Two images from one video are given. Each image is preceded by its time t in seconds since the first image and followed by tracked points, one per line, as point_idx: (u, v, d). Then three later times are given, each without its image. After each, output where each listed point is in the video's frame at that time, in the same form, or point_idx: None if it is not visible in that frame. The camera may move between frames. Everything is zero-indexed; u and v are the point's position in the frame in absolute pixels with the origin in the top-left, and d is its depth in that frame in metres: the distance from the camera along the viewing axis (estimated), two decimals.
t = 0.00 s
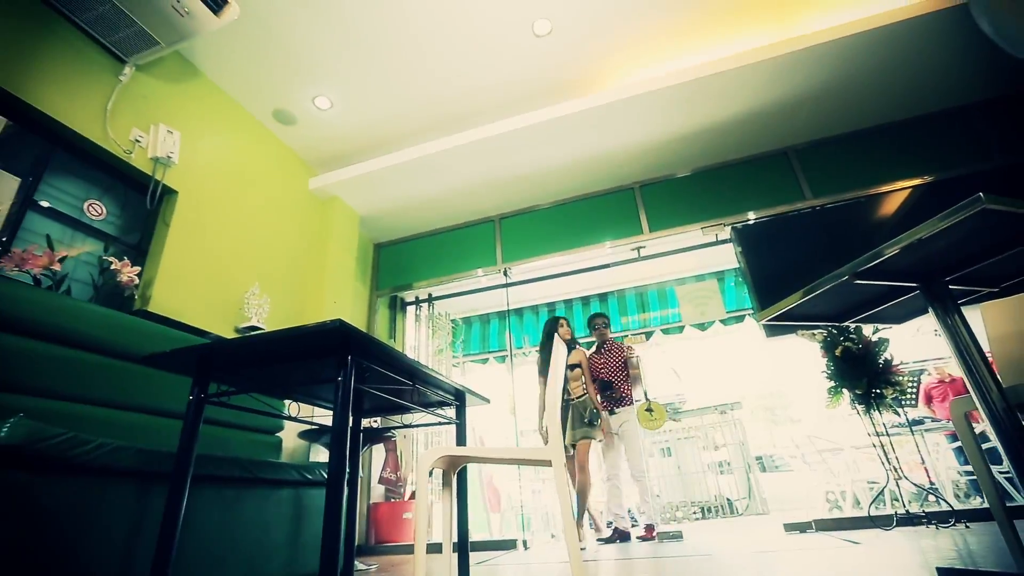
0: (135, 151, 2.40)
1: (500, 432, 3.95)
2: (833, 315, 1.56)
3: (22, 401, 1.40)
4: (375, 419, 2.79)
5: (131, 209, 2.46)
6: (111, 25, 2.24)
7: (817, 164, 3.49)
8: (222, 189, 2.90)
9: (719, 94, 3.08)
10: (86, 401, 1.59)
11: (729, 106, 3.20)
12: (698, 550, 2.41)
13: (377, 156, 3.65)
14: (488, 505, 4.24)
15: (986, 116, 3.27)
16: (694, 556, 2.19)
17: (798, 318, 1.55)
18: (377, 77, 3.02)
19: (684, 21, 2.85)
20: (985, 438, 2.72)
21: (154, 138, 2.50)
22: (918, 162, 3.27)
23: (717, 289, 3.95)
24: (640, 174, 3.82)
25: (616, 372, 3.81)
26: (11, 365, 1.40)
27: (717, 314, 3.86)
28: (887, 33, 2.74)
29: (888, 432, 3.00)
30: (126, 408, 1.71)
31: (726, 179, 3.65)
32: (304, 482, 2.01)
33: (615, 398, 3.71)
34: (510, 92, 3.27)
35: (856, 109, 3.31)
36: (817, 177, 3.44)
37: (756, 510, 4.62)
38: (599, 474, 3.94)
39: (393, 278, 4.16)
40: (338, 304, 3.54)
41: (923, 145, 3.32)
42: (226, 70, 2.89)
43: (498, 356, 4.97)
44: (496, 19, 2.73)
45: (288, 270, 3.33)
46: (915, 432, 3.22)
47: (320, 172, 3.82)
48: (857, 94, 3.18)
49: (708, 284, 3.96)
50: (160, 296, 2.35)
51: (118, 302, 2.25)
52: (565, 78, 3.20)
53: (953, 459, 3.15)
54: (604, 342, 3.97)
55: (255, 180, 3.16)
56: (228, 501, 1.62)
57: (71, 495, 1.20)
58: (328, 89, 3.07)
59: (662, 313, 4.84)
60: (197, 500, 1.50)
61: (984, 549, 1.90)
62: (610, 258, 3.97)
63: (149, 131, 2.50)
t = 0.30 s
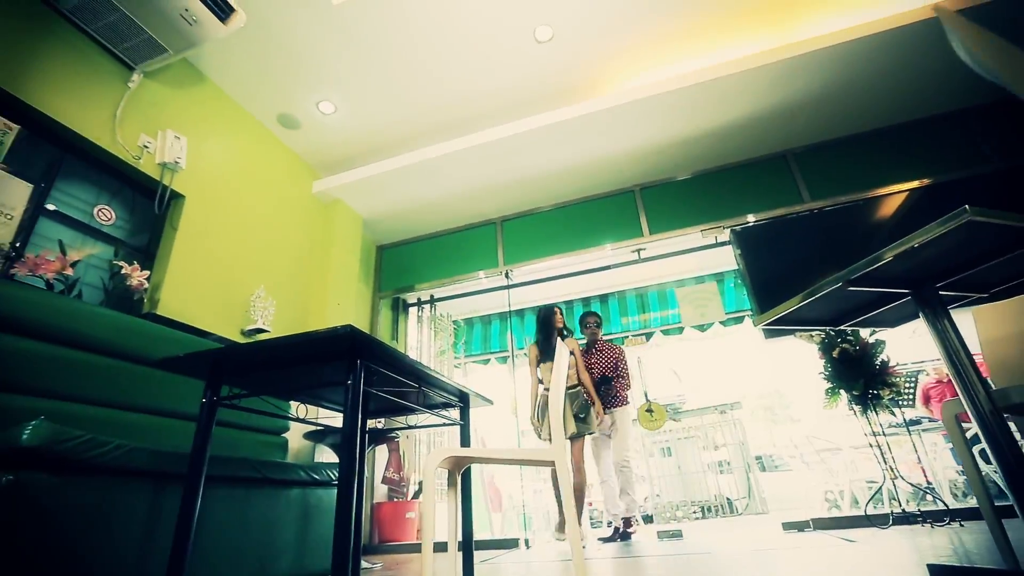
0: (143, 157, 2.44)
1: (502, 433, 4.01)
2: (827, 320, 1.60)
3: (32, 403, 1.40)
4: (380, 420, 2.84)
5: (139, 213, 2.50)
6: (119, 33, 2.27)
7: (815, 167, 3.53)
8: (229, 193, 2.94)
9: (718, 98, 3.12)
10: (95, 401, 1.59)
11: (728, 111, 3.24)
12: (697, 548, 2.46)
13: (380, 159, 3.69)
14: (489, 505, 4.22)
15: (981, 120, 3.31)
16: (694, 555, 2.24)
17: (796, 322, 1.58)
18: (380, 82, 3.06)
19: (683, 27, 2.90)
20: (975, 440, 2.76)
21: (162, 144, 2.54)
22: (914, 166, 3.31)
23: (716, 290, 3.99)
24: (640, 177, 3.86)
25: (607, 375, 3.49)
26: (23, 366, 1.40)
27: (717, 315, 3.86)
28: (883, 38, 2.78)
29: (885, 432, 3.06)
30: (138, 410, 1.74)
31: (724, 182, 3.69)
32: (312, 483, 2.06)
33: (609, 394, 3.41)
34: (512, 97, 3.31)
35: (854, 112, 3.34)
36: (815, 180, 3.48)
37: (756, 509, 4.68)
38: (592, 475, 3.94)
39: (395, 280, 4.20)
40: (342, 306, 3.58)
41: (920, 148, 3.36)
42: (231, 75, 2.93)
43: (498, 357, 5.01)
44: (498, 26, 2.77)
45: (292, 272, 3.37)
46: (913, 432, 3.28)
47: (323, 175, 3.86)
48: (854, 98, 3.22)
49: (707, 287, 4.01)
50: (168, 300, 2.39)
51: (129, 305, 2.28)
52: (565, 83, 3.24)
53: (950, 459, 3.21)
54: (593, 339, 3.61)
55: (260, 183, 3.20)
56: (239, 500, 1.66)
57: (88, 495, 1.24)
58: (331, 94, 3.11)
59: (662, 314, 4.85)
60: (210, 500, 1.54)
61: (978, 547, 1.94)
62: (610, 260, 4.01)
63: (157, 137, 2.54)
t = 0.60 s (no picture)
0: (153, 164, 2.49)
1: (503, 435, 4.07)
2: (821, 325, 1.65)
3: (48, 405, 1.46)
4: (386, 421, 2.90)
5: (149, 219, 2.54)
6: (130, 43, 2.32)
7: (813, 171, 3.58)
8: (236, 198, 2.99)
9: (717, 104, 3.17)
10: (107, 404, 1.64)
11: (726, 116, 3.28)
12: (696, 546, 2.51)
13: (383, 163, 3.73)
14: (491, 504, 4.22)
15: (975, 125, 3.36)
16: (694, 552, 2.29)
17: (793, 326, 1.62)
18: (384, 89, 3.11)
19: (683, 35, 2.95)
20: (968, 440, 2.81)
21: (171, 151, 2.59)
22: (910, 170, 3.36)
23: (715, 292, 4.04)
24: (640, 181, 3.90)
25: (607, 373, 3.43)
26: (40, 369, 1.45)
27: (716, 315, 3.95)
28: (879, 45, 2.83)
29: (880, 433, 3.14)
30: (152, 413, 1.79)
31: (724, 185, 3.73)
32: (321, 483, 2.11)
33: (608, 391, 3.36)
34: (514, 103, 3.36)
35: (851, 117, 3.39)
36: (812, 184, 3.53)
37: (756, 508, 4.74)
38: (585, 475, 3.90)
39: (398, 282, 4.26)
40: (347, 309, 3.62)
41: (915, 152, 3.41)
42: (237, 83, 2.97)
43: (499, 358, 5.07)
44: (501, 34, 2.82)
45: (297, 276, 3.42)
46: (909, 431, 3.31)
47: (326, 179, 3.91)
48: (851, 103, 3.27)
49: (705, 289, 4.06)
50: (178, 304, 2.44)
51: (139, 309, 2.27)
52: (567, 89, 3.29)
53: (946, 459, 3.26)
54: (592, 334, 3.58)
55: (265, 188, 3.25)
56: (252, 499, 1.71)
57: (110, 495, 1.30)
58: (336, 100, 3.16)
59: (662, 315, 4.83)
60: (225, 499, 1.60)
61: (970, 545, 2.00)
62: (610, 262, 4.05)
63: (166, 144, 2.59)
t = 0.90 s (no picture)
0: (164, 171, 2.55)
1: (505, 436, 4.15)
2: (816, 331, 1.70)
3: (67, 407, 1.53)
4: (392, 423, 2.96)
5: (159, 225, 2.60)
6: (143, 53, 2.37)
7: (811, 176, 3.63)
8: (244, 203, 3.05)
9: (716, 110, 3.22)
10: (118, 406, 1.70)
11: (725, 123, 3.34)
12: (696, 545, 2.57)
13: (387, 168, 3.79)
14: (494, 505, 4.38)
15: (969, 131, 3.42)
16: (693, 551, 2.35)
17: (789, 331, 1.68)
18: (389, 96, 3.16)
19: (682, 43, 3.01)
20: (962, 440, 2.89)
21: (181, 158, 2.64)
22: (906, 175, 3.41)
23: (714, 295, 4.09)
24: (640, 185, 3.96)
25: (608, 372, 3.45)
26: (56, 372, 1.52)
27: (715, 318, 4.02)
28: (874, 54, 2.88)
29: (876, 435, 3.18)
30: (161, 414, 1.86)
31: (723, 190, 3.79)
32: (331, 483, 2.17)
33: (607, 390, 3.41)
34: (516, 109, 3.42)
35: (849, 123, 3.44)
36: (810, 189, 3.58)
37: (755, 508, 4.85)
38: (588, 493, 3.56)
39: (402, 285, 4.31)
40: (352, 311, 3.67)
41: (912, 157, 3.46)
42: (245, 90, 3.02)
43: (502, 359, 5.11)
44: (503, 43, 2.88)
45: (303, 279, 3.47)
46: (906, 432, 3.32)
47: (331, 183, 3.96)
48: (848, 110, 3.32)
49: (704, 292, 4.12)
50: (189, 308, 2.50)
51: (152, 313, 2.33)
52: (568, 96, 3.34)
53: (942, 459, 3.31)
54: (594, 331, 3.63)
55: (272, 193, 3.30)
56: (265, 499, 1.77)
57: (132, 495, 1.35)
58: (341, 107, 3.21)
59: (662, 316, 4.88)
60: (240, 499, 1.65)
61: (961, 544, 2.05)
62: (611, 265, 4.11)
63: (176, 151, 2.64)
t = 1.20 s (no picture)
0: (177, 179, 2.61)
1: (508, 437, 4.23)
2: (810, 336, 1.76)
3: (90, 411, 1.60)
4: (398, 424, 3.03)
5: (171, 231, 2.66)
6: (157, 65, 2.44)
7: (809, 181, 3.70)
8: (253, 209, 3.11)
9: (714, 118, 3.28)
10: (134, 408, 1.77)
11: (724, 130, 3.41)
12: (695, 543, 2.64)
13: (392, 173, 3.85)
14: (496, 503, 4.43)
15: (962, 138, 3.49)
16: (692, 548, 2.43)
17: (784, 337, 1.74)
18: (395, 103, 3.23)
19: (682, 53, 3.07)
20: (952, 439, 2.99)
21: (192, 165, 2.71)
22: (902, 180, 3.48)
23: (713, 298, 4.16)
24: (641, 190, 4.02)
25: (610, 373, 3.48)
26: (78, 376, 1.59)
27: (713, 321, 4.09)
28: (869, 63, 2.95)
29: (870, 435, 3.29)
30: (179, 417, 1.92)
31: (722, 194, 3.85)
32: (341, 483, 2.24)
33: (608, 390, 3.45)
34: (519, 116, 3.48)
35: (846, 129, 3.50)
36: (807, 194, 3.65)
37: (755, 507, 4.93)
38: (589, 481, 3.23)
39: (406, 287, 4.38)
40: (358, 314, 3.74)
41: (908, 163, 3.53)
42: (254, 98, 3.09)
43: (504, 361, 5.09)
44: (506, 54, 2.95)
45: (310, 282, 3.54)
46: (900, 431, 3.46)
47: (337, 188, 4.02)
48: (844, 117, 3.38)
49: (704, 295, 4.19)
50: (201, 313, 2.56)
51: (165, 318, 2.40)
52: (570, 104, 3.41)
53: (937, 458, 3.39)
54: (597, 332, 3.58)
55: (279, 198, 3.37)
56: (279, 499, 1.84)
57: (157, 494, 1.41)
58: (347, 115, 3.28)
59: (662, 318, 4.91)
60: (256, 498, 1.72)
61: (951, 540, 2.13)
62: (611, 268, 4.17)
63: (188, 159, 2.71)
